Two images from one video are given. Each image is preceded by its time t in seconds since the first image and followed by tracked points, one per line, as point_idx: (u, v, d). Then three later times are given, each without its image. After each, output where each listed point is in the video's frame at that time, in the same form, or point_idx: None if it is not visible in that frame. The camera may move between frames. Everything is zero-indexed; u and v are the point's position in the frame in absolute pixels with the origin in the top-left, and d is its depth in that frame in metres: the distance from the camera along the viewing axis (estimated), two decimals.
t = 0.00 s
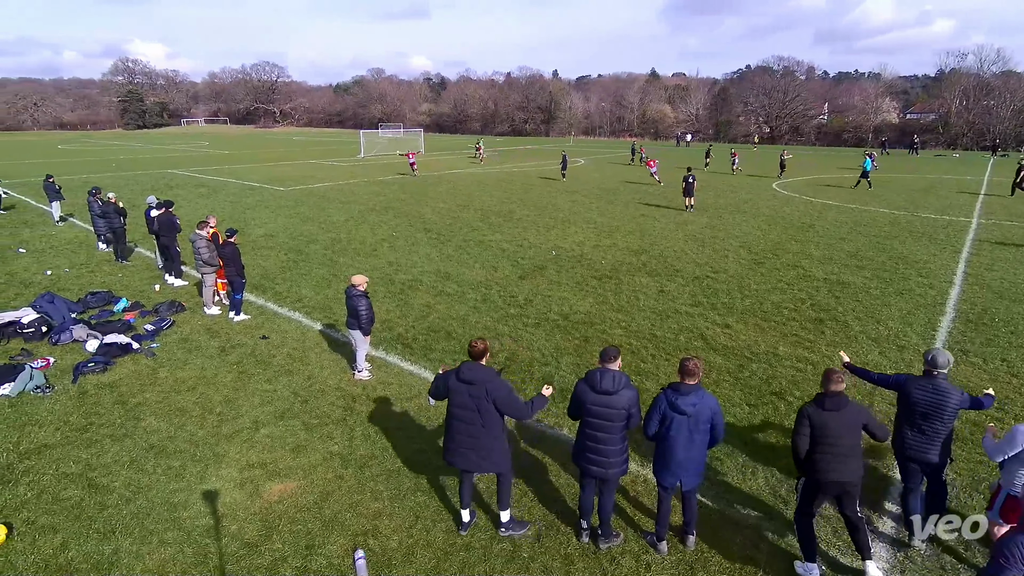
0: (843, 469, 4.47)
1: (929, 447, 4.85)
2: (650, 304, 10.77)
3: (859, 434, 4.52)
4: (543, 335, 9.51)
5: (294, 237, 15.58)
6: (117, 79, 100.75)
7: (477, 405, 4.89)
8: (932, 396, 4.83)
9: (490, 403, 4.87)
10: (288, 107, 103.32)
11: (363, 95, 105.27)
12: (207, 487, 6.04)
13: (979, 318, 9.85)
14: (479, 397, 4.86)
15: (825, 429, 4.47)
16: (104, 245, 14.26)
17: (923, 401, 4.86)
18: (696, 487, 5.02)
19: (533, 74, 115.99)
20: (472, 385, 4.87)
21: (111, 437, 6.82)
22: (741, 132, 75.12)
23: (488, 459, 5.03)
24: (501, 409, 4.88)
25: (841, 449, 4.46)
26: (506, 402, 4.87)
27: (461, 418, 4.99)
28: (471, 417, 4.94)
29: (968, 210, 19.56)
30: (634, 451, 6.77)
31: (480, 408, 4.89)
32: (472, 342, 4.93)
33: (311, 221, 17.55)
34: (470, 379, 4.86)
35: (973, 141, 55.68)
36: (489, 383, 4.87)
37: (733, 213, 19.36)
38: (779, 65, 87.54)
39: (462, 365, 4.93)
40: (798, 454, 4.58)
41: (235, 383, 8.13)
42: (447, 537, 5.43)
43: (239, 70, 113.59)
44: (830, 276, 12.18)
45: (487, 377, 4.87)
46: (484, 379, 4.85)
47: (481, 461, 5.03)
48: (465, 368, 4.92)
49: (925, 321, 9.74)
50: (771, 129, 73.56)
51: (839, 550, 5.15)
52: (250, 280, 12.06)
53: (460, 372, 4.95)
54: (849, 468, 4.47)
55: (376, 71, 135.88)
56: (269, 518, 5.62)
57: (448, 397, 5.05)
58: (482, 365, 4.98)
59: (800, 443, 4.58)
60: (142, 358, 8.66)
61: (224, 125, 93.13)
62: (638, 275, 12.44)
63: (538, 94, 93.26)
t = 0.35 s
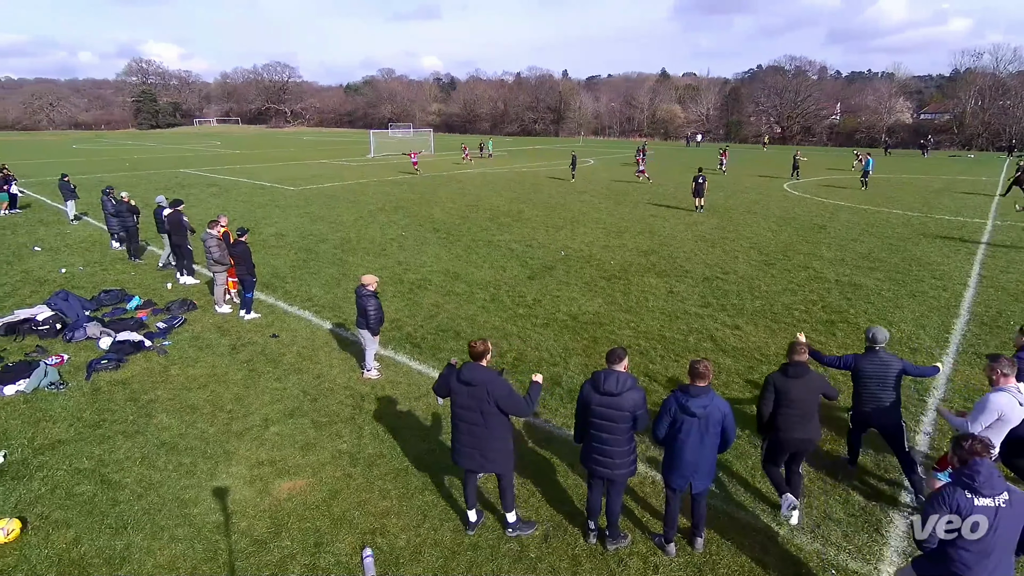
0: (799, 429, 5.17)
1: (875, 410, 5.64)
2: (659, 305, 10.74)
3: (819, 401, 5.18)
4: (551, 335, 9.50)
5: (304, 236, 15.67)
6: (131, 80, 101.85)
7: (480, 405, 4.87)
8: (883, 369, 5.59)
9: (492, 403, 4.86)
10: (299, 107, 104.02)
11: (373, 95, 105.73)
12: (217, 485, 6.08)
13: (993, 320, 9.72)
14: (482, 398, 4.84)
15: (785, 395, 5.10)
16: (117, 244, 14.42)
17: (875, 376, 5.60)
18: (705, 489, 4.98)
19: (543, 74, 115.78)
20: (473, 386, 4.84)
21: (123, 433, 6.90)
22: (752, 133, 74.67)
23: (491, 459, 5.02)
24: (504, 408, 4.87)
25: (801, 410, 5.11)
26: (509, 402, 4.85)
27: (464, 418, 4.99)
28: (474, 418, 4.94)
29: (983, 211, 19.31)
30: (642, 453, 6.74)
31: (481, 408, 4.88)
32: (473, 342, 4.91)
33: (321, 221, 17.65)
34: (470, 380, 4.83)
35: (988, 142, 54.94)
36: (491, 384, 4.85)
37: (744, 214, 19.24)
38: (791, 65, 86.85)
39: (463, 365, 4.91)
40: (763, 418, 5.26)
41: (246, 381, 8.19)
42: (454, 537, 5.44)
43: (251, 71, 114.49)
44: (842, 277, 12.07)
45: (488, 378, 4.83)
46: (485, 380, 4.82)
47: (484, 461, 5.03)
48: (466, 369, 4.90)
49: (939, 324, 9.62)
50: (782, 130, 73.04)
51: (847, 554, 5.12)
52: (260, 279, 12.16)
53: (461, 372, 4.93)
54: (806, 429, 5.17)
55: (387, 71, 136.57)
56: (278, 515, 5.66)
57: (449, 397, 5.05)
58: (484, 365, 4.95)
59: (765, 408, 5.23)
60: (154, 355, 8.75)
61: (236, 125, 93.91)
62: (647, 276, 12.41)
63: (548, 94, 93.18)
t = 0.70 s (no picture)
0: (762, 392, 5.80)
1: (826, 366, 6.29)
2: (670, 306, 10.68)
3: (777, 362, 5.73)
4: (561, 336, 9.49)
5: (316, 235, 15.78)
6: (147, 80, 103.10)
7: (487, 406, 4.87)
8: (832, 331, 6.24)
9: (499, 403, 4.85)
10: (312, 107, 104.71)
11: (384, 95, 106.22)
12: (228, 481, 6.14)
13: (1011, 324, 9.55)
14: (489, 398, 4.84)
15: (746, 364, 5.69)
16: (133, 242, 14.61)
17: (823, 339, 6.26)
18: (717, 491, 4.94)
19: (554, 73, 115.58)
20: (480, 387, 4.84)
21: (138, 429, 6.99)
22: (765, 133, 74.08)
23: (498, 459, 5.02)
24: (511, 409, 4.85)
25: (760, 377, 5.71)
26: (516, 402, 4.84)
27: (472, 418, 4.99)
28: (483, 420, 4.94)
29: (1001, 213, 19.01)
30: (652, 454, 6.71)
31: (488, 409, 4.88)
32: (481, 343, 4.89)
33: (333, 220, 17.75)
34: (476, 381, 4.82)
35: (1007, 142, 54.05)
36: (498, 384, 4.84)
37: (756, 214, 19.11)
38: (805, 64, 86.05)
39: (470, 366, 4.90)
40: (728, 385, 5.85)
41: (257, 378, 8.26)
42: (463, 536, 5.44)
43: (264, 71, 115.50)
44: (855, 279, 11.95)
45: (494, 379, 4.83)
46: (492, 381, 4.82)
47: (492, 461, 5.04)
48: (473, 369, 4.89)
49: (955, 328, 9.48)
50: (796, 130, 72.38)
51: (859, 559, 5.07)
52: (272, 278, 12.26)
53: (467, 372, 4.93)
54: (768, 392, 5.79)
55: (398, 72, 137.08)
56: (289, 513, 5.71)
57: (456, 398, 5.05)
58: (491, 366, 4.94)
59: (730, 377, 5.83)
60: (168, 352, 8.85)
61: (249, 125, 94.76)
62: (658, 277, 12.36)
63: (559, 95, 93.04)
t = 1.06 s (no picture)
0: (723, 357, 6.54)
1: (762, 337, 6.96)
2: (683, 307, 10.62)
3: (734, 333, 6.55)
4: (573, 336, 9.47)
5: (330, 234, 15.90)
6: (165, 81, 104.54)
7: (498, 407, 4.88)
8: (766, 304, 6.93)
9: (511, 403, 4.85)
10: (326, 107, 105.51)
11: (398, 95, 106.77)
12: (242, 477, 6.21)
13: None
14: (501, 398, 4.84)
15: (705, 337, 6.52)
16: (150, 240, 14.81)
17: (761, 316, 6.88)
18: (730, 495, 4.90)
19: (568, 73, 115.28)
20: (492, 387, 4.84)
21: (154, 424, 7.09)
22: (781, 133, 73.34)
23: (509, 460, 5.03)
24: (522, 409, 4.85)
25: (723, 344, 6.47)
26: (527, 402, 4.83)
27: (483, 418, 5.00)
28: (494, 419, 4.94)
29: None
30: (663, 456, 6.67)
31: (499, 409, 4.88)
32: (493, 344, 4.88)
33: (346, 219, 17.86)
34: (488, 382, 4.82)
35: None
36: (510, 385, 4.84)
37: (771, 215, 18.92)
38: (822, 63, 85.04)
39: (481, 366, 4.91)
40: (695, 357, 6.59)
41: (271, 376, 8.34)
42: (473, 535, 5.46)
43: (279, 72, 116.58)
44: (872, 281, 11.80)
45: (506, 379, 4.83)
46: (503, 382, 4.81)
47: (502, 461, 5.04)
48: (484, 370, 4.89)
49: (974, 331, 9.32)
50: (812, 130, 71.56)
51: (875, 566, 4.99)
52: (286, 276, 12.38)
53: (478, 372, 4.94)
54: (732, 356, 6.55)
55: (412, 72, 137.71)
56: (302, 509, 5.76)
57: (467, 398, 5.05)
58: (503, 366, 4.94)
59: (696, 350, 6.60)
60: (184, 349, 8.97)
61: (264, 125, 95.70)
62: (671, 278, 12.29)
63: (573, 95, 92.88)
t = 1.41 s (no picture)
0: (680, 339, 6.87)
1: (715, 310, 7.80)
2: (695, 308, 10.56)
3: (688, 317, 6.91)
4: (584, 336, 9.46)
5: (343, 233, 16.01)
6: (182, 81, 105.90)
7: (509, 407, 4.87)
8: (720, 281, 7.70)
9: (522, 403, 4.84)
10: (340, 107, 106.26)
11: (411, 95, 107.24)
12: (255, 474, 6.27)
13: None
14: (512, 399, 4.83)
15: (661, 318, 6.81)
16: (167, 239, 15.00)
17: (711, 289, 7.70)
18: (741, 497, 4.88)
19: (581, 73, 114.91)
20: (503, 387, 4.82)
21: (169, 420, 7.19)
22: (796, 133, 72.63)
23: (520, 460, 5.03)
24: (533, 409, 4.84)
25: (678, 328, 6.82)
26: (539, 402, 4.82)
27: (495, 419, 4.99)
28: (505, 419, 4.94)
29: None
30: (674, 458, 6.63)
31: (511, 409, 4.87)
32: (505, 343, 4.87)
33: (359, 219, 17.96)
34: (500, 381, 4.82)
35: None
36: (521, 384, 4.83)
37: (785, 217, 18.73)
38: (839, 63, 84.05)
39: (493, 366, 4.90)
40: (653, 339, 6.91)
41: (284, 374, 8.41)
42: (483, 535, 5.47)
43: (294, 72, 117.62)
44: (888, 284, 11.64)
45: (517, 378, 4.83)
46: (515, 382, 4.80)
47: (513, 461, 5.04)
48: (496, 370, 4.88)
49: (994, 335, 9.16)
50: (828, 130, 70.74)
51: (890, 572, 4.93)
52: (300, 275, 12.48)
53: (490, 373, 4.92)
54: (685, 339, 6.88)
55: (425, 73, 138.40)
56: (313, 506, 5.80)
57: (477, 399, 5.04)
58: (513, 365, 4.94)
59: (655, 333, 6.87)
60: (198, 346, 9.08)
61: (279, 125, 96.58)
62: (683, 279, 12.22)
63: (585, 95, 92.65)
